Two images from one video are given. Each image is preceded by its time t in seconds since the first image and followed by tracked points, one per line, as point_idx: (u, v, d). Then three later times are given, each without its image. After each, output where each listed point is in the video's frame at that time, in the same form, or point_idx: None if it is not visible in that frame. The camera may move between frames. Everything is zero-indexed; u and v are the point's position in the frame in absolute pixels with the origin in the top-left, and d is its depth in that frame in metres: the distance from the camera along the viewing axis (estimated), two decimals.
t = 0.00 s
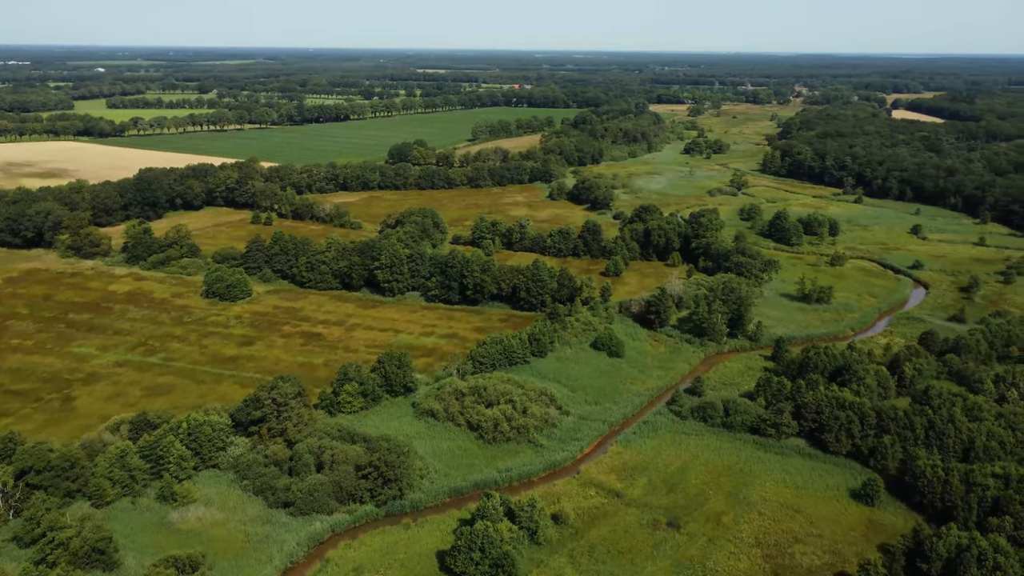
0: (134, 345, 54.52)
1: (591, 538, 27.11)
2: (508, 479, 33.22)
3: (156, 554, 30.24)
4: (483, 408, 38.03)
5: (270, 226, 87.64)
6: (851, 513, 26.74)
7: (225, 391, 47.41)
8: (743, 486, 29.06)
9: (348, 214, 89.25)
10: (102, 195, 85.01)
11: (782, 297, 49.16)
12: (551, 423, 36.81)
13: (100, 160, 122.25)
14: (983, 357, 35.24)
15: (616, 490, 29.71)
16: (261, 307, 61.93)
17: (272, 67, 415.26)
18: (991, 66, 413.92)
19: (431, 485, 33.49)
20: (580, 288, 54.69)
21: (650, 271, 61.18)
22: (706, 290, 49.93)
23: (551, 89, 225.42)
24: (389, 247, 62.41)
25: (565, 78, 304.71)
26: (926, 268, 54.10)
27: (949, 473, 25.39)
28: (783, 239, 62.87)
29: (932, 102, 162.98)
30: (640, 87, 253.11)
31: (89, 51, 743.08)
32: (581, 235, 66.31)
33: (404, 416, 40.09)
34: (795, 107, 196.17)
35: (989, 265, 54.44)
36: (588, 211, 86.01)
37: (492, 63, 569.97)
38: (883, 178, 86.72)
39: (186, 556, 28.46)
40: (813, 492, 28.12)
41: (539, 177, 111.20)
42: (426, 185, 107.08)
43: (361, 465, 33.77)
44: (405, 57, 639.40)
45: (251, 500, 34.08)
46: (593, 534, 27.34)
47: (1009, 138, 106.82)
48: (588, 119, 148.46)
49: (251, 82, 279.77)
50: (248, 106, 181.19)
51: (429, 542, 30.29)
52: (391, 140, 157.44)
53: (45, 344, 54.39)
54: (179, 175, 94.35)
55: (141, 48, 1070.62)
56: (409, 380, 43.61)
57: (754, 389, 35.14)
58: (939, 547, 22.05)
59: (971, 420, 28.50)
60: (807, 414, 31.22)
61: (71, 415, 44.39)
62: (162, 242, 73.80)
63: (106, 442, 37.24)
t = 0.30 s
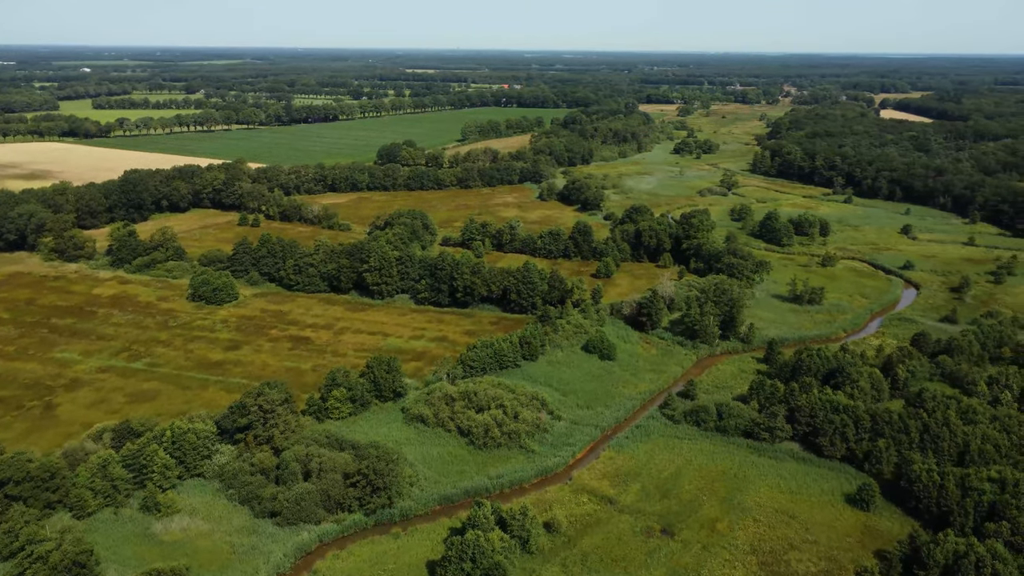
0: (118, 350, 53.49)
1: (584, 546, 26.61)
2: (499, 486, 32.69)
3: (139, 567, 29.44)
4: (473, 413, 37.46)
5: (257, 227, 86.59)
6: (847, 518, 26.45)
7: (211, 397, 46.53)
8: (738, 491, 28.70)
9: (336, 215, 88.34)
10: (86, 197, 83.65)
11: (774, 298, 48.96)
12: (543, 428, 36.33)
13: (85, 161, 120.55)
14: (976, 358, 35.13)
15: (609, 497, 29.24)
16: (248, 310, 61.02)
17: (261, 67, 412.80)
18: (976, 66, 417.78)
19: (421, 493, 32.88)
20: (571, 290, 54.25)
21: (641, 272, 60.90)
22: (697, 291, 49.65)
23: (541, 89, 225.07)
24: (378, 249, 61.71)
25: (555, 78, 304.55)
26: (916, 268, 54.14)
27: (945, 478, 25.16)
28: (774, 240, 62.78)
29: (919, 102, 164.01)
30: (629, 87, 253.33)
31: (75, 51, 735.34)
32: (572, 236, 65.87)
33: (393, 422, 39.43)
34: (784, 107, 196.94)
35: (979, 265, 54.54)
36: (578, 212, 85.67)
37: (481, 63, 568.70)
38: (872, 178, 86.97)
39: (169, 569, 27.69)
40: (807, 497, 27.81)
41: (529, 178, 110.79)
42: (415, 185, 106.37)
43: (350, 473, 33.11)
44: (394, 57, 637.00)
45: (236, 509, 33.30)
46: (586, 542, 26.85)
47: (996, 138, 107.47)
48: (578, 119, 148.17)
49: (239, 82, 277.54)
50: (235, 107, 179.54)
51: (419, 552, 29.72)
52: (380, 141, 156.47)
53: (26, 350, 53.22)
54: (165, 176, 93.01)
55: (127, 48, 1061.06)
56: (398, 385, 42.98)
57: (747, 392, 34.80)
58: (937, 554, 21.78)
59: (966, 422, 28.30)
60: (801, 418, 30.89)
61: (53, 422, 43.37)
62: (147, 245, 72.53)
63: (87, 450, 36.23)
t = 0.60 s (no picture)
0: (101, 355, 52.45)
1: (577, 555, 26.13)
2: (490, 493, 32.15)
3: None
4: (464, 418, 36.90)
5: (244, 229, 85.53)
6: (842, 524, 26.14)
7: (197, 403, 45.66)
8: (732, 497, 28.33)
9: (325, 217, 87.40)
10: (70, 199, 82.32)
11: (766, 300, 48.77)
12: (534, 434, 35.82)
13: (70, 163, 118.78)
14: (969, 360, 34.98)
15: (602, 504, 28.77)
16: (235, 314, 60.09)
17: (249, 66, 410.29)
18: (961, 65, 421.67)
19: (411, 501, 32.27)
20: (562, 292, 53.83)
21: (632, 274, 60.57)
22: (689, 293, 49.34)
23: (530, 89, 224.64)
24: (367, 252, 61.02)
25: (544, 78, 304.40)
26: (907, 268, 54.14)
27: (941, 483, 24.93)
28: (765, 241, 62.66)
29: (907, 102, 165.06)
30: (619, 87, 253.46)
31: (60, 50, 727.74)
32: (563, 238, 65.44)
33: (382, 428, 38.78)
34: (773, 107, 197.57)
35: (970, 265, 54.63)
36: (569, 213, 85.30)
37: (471, 63, 565.90)
38: (862, 178, 87.18)
39: None
40: (802, 502, 27.48)
41: (519, 179, 110.36)
42: (405, 186, 105.59)
43: (338, 482, 32.43)
44: (384, 57, 634.40)
45: (222, 519, 32.54)
46: (579, 550, 26.36)
47: (984, 138, 108.09)
48: (568, 119, 147.87)
49: (227, 82, 275.28)
50: (222, 107, 177.78)
51: (410, 562, 29.11)
52: (369, 141, 155.45)
53: (7, 355, 52.05)
54: (151, 178, 91.69)
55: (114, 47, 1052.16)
56: (388, 390, 42.33)
57: (740, 395, 34.48)
58: (935, 561, 21.50)
59: (961, 425, 28.09)
60: (795, 421, 30.58)
61: (34, 431, 42.35)
62: (132, 248, 71.39)
63: (68, 459, 35.31)
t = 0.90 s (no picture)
0: (85, 361, 51.39)
1: (570, 563, 25.62)
2: (481, 500, 31.61)
3: None
4: (455, 424, 36.33)
5: (232, 231, 84.47)
6: (838, 530, 25.83)
7: (182, 410, 44.79)
8: (726, 503, 27.94)
9: (313, 218, 86.49)
10: (54, 200, 80.96)
11: (758, 301, 48.55)
12: (526, 439, 35.33)
13: (54, 164, 116.98)
14: (962, 361, 34.83)
15: (595, 511, 28.30)
16: (221, 318, 59.15)
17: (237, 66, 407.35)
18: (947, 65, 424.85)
19: (401, 510, 31.64)
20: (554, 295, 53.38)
21: (624, 275, 60.25)
22: (681, 294, 49.01)
23: (520, 89, 224.19)
24: (355, 254, 60.31)
25: (534, 78, 304.20)
26: (898, 269, 54.12)
27: (937, 487, 24.68)
28: (756, 241, 62.49)
29: (894, 102, 166.06)
30: (609, 87, 253.62)
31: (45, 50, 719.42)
32: (553, 239, 64.99)
33: (372, 434, 38.11)
34: (762, 107, 198.18)
35: (960, 266, 54.69)
36: (560, 214, 84.87)
37: (460, 63, 565.02)
38: (852, 178, 87.38)
39: None
40: (797, 508, 27.15)
41: (509, 179, 109.89)
42: (394, 187, 104.81)
43: (326, 491, 31.74)
44: (373, 57, 631.86)
45: (207, 530, 31.78)
46: (572, 559, 25.86)
47: (972, 137, 108.72)
48: (558, 120, 147.57)
49: (214, 82, 272.82)
50: (209, 107, 176.03)
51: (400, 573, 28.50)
52: (358, 142, 154.40)
53: None
54: (137, 179, 90.38)
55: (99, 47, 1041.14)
56: (377, 396, 41.66)
57: (733, 399, 34.15)
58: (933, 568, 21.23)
59: (956, 429, 27.87)
60: (789, 425, 30.27)
61: (14, 439, 41.32)
62: (117, 251, 70.23)
63: (49, 468, 34.37)
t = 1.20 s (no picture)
0: (68, 367, 50.34)
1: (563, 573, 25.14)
2: (472, 509, 31.06)
3: None
4: (445, 430, 35.74)
5: (219, 233, 83.37)
6: (834, 537, 25.50)
7: (167, 417, 43.90)
8: (721, 510, 27.55)
9: (302, 220, 85.53)
10: (37, 203, 79.57)
11: (750, 302, 48.32)
12: (517, 445, 34.83)
13: (38, 165, 115.10)
14: (955, 363, 34.71)
15: (589, 518, 27.82)
16: (208, 322, 58.20)
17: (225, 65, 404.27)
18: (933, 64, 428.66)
19: (390, 519, 31.03)
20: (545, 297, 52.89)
21: (615, 277, 59.90)
22: (673, 296, 48.68)
23: (510, 89, 223.64)
24: (344, 257, 59.57)
25: (523, 78, 304.03)
26: (890, 269, 54.09)
27: (934, 492, 24.42)
28: (747, 242, 62.30)
29: (882, 102, 167.01)
30: (599, 87, 253.61)
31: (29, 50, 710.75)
32: (544, 241, 64.53)
33: (360, 441, 37.48)
34: (751, 106, 198.70)
35: (951, 266, 54.74)
36: (550, 215, 84.42)
37: (450, 62, 562.95)
38: (842, 178, 87.55)
39: None
40: (792, 514, 26.81)
41: (499, 180, 109.31)
42: (384, 189, 103.93)
43: (314, 500, 31.05)
44: (362, 57, 628.51)
45: (192, 541, 31.00)
46: (566, 568, 25.37)
47: (960, 137, 109.31)
48: (549, 120, 147.16)
49: (202, 82, 270.27)
50: (196, 108, 174.15)
51: None
52: (347, 142, 153.23)
53: None
54: (122, 181, 88.98)
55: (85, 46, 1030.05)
56: (366, 401, 41.03)
57: (726, 403, 33.87)
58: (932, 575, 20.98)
59: (951, 432, 27.66)
60: (783, 430, 29.97)
61: None
62: (102, 254, 68.99)
63: (28, 479, 33.42)
